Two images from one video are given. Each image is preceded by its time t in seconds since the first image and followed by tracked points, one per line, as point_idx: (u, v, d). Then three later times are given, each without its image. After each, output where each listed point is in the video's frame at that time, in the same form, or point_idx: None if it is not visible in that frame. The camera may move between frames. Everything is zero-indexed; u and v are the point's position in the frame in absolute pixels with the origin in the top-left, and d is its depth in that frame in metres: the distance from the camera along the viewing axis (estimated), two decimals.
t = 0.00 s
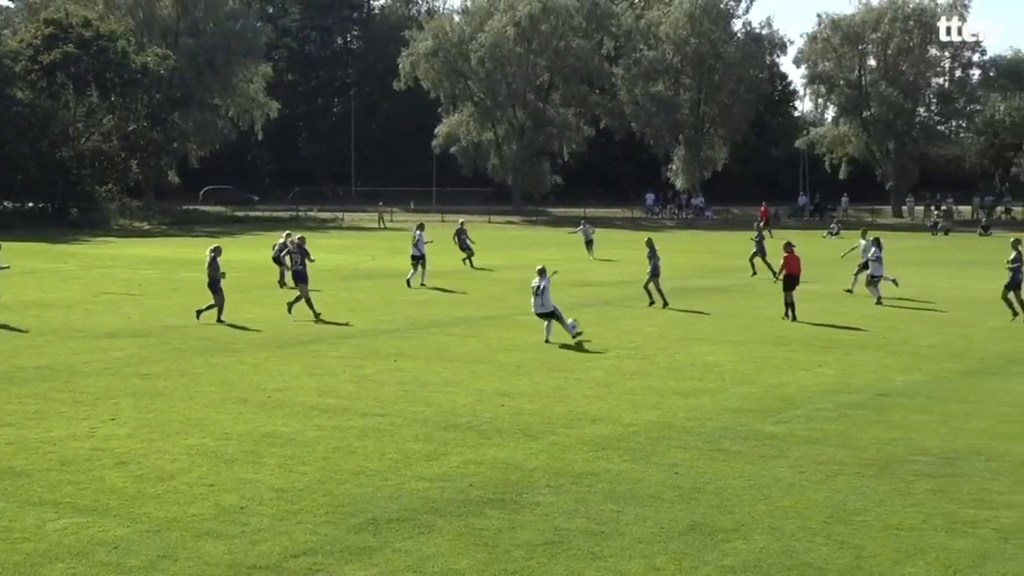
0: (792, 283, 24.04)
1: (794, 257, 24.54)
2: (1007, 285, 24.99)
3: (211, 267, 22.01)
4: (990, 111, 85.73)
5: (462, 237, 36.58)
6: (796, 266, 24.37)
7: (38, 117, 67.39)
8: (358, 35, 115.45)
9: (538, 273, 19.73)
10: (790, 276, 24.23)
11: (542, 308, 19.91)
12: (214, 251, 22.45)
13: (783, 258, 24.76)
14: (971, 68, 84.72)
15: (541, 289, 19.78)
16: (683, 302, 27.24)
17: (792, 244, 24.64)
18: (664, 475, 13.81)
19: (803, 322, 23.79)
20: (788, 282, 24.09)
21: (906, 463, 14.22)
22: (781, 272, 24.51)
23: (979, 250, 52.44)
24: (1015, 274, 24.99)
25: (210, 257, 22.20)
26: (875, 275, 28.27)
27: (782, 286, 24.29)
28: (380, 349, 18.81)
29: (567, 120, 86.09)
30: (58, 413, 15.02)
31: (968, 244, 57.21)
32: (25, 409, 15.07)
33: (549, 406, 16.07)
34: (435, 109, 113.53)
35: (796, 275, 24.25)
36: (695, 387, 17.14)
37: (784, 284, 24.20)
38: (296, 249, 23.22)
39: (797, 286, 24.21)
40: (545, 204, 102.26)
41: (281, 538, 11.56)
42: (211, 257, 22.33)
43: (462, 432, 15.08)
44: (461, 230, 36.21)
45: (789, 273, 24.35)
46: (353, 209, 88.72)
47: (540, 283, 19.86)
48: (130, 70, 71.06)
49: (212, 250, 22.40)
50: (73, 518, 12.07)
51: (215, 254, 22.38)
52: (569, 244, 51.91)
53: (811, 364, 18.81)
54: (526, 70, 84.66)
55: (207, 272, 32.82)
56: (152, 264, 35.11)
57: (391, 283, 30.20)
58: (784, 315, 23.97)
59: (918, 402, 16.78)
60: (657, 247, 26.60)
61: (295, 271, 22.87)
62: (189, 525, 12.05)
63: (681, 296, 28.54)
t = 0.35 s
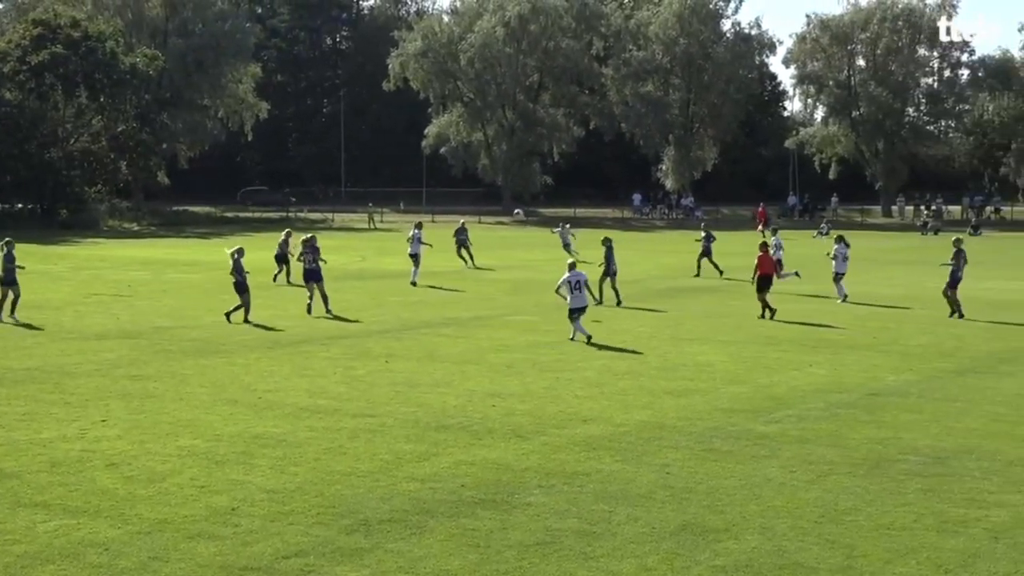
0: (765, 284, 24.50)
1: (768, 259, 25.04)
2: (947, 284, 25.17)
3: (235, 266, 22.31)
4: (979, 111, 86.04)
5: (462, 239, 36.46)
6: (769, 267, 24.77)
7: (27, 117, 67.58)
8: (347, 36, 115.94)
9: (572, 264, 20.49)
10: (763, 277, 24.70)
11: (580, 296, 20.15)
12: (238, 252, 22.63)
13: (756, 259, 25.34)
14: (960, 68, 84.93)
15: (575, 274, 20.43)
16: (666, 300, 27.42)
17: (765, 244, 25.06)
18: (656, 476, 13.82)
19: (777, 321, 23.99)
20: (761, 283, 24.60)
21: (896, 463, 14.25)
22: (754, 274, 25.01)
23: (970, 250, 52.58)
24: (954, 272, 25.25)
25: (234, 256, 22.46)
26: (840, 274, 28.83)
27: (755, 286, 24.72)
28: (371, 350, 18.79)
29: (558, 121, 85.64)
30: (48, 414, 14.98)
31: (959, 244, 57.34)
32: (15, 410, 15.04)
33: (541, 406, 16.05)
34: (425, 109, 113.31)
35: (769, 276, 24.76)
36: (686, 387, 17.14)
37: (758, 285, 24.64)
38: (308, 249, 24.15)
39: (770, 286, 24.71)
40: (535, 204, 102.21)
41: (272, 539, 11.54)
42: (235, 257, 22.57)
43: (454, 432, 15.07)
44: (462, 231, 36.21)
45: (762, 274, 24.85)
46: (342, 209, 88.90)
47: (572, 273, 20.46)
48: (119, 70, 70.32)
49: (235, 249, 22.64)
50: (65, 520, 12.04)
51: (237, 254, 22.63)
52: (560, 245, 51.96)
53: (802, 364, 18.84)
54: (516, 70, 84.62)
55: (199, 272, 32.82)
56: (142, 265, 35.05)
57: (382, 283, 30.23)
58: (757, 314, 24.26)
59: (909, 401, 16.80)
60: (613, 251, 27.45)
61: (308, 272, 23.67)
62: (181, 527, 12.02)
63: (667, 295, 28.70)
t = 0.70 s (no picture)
0: (753, 289, 24.64)
1: (753, 265, 25.26)
2: (913, 292, 25.33)
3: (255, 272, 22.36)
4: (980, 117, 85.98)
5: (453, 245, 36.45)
6: (754, 274, 24.95)
7: (25, 123, 67.16)
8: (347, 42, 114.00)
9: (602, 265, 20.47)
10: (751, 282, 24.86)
11: (610, 298, 20.13)
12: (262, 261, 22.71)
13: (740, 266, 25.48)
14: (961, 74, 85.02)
15: (606, 276, 20.39)
16: (662, 307, 27.38)
17: (750, 251, 25.28)
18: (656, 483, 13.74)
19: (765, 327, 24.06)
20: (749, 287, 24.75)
21: (898, 471, 14.17)
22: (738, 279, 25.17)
23: (973, 256, 52.51)
24: (921, 281, 25.38)
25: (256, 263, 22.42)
26: (820, 279, 28.84)
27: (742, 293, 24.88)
28: (372, 357, 18.69)
29: (558, 127, 85.70)
30: (45, 422, 14.89)
31: (961, 251, 57.27)
32: (12, 418, 14.96)
33: (541, 413, 15.95)
34: (424, 115, 112.71)
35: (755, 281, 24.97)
36: (688, 395, 17.05)
37: (744, 291, 24.82)
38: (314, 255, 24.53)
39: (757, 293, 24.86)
40: (535, 211, 101.83)
41: (272, 547, 11.46)
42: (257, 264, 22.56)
43: (454, 440, 14.98)
44: (454, 238, 36.10)
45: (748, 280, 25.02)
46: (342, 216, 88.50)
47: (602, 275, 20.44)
48: (118, 76, 69.79)
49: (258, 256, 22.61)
50: (63, 528, 11.97)
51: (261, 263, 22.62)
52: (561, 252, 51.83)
53: (804, 371, 18.74)
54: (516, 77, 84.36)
55: (198, 279, 32.71)
56: (140, 273, 34.91)
57: (382, 290, 30.12)
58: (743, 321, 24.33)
59: (911, 409, 16.72)
60: (588, 257, 27.49)
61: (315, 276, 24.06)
62: (180, 535, 11.95)
63: (664, 303, 28.65)
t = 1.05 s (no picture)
0: (750, 300, 24.35)
1: (748, 274, 24.96)
2: (921, 304, 24.77)
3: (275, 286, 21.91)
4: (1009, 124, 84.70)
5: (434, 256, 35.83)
6: (751, 283, 24.73)
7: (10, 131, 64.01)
8: (347, 45, 111.47)
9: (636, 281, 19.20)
10: (747, 293, 24.55)
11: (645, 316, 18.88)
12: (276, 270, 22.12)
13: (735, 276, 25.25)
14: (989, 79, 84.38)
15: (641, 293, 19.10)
16: (671, 320, 26.63)
17: (746, 261, 24.94)
18: (673, 508, 12.96)
19: (764, 340, 23.47)
20: (746, 299, 24.45)
21: (927, 495, 13.35)
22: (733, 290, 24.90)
23: (997, 268, 51.43)
24: (929, 292, 24.80)
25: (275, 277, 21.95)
26: (821, 292, 28.17)
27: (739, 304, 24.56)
28: (372, 375, 17.96)
29: (567, 134, 84.32)
30: (29, 444, 14.20)
31: (985, 263, 56.09)
32: None
33: (551, 434, 15.16)
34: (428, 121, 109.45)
35: (752, 293, 24.66)
36: (705, 415, 16.26)
37: (741, 301, 24.53)
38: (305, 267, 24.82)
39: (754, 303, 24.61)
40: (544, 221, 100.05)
41: None
42: (275, 278, 21.97)
43: (459, 462, 14.24)
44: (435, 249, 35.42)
45: (745, 291, 24.72)
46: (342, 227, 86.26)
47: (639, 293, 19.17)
48: (107, 81, 67.21)
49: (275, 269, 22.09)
50: (45, 555, 11.26)
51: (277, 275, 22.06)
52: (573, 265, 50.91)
53: (825, 391, 17.93)
54: (524, 80, 83.00)
55: (198, 294, 31.97)
56: (137, 287, 34.17)
57: (386, 305, 29.34)
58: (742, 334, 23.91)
59: (939, 430, 15.89)
60: (581, 265, 26.14)
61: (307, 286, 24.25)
62: (168, 562, 11.24)
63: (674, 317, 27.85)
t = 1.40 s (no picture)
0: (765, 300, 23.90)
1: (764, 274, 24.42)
2: (976, 306, 23.73)
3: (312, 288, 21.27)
4: None
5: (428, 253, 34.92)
6: (767, 283, 24.23)
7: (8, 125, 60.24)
8: (365, 33, 106.67)
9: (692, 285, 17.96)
10: (764, 293, 24.10)
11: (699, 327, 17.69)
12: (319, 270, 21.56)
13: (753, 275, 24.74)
14: None
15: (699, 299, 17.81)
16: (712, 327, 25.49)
17: (763, 260, 24.45)
18: (714, 527, 11.99)
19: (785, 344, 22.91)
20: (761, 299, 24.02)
21: (987, 513, 12.31)
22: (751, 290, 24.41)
23: None
24: (981, 294, 23.78)
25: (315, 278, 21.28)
26: (859, 296, 26.98)
27: (754, 302, 24.15)
28: (393, 385, 17.06)
29: (599, 127, 78.35)
30: (30, 457, 13.40)
31: None
32: None
33: (583, 448, 14.21)
34: (448, 113, 103.91)
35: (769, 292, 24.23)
36: (746, 427, 15.26)
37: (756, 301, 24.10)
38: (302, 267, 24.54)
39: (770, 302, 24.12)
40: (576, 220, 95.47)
41: None
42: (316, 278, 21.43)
43: (485, 477, 13.33)
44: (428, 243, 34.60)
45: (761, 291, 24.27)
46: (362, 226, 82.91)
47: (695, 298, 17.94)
48: (111, 72, 63.00)
49: (315, 269, 21.47)
50: None
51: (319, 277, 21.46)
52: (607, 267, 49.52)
53: (876, 402, 16.88)
54: (553, 70, 77.78)
55: (217, 297, 31.13)
56: (153, 290, 33.30)
57: (411, 309, 28.38)
58: (758, 338, 23.42)
59: (997, 443, 14.82)
60: (600, 266, 25.63)
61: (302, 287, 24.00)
62: None
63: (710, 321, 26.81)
